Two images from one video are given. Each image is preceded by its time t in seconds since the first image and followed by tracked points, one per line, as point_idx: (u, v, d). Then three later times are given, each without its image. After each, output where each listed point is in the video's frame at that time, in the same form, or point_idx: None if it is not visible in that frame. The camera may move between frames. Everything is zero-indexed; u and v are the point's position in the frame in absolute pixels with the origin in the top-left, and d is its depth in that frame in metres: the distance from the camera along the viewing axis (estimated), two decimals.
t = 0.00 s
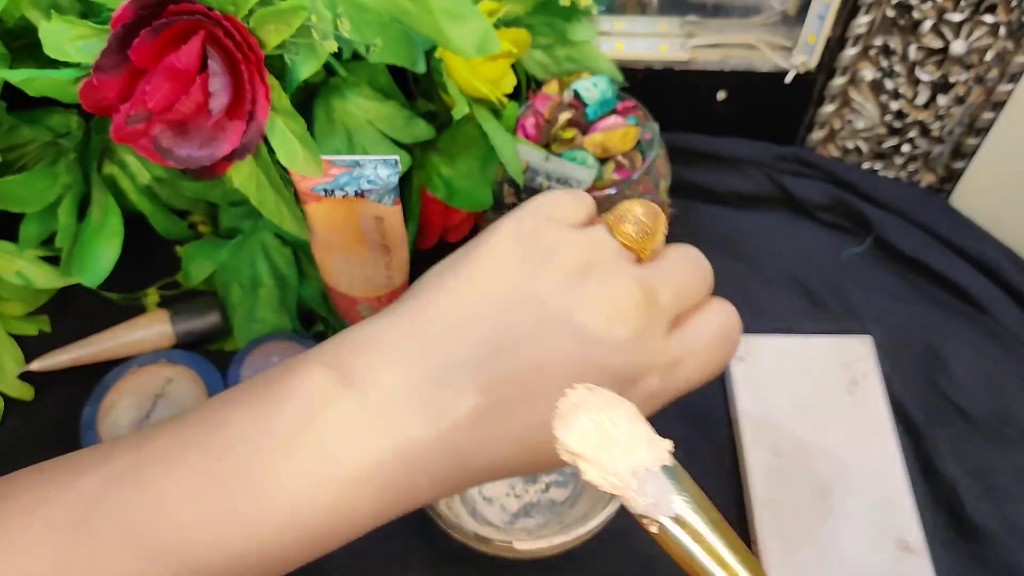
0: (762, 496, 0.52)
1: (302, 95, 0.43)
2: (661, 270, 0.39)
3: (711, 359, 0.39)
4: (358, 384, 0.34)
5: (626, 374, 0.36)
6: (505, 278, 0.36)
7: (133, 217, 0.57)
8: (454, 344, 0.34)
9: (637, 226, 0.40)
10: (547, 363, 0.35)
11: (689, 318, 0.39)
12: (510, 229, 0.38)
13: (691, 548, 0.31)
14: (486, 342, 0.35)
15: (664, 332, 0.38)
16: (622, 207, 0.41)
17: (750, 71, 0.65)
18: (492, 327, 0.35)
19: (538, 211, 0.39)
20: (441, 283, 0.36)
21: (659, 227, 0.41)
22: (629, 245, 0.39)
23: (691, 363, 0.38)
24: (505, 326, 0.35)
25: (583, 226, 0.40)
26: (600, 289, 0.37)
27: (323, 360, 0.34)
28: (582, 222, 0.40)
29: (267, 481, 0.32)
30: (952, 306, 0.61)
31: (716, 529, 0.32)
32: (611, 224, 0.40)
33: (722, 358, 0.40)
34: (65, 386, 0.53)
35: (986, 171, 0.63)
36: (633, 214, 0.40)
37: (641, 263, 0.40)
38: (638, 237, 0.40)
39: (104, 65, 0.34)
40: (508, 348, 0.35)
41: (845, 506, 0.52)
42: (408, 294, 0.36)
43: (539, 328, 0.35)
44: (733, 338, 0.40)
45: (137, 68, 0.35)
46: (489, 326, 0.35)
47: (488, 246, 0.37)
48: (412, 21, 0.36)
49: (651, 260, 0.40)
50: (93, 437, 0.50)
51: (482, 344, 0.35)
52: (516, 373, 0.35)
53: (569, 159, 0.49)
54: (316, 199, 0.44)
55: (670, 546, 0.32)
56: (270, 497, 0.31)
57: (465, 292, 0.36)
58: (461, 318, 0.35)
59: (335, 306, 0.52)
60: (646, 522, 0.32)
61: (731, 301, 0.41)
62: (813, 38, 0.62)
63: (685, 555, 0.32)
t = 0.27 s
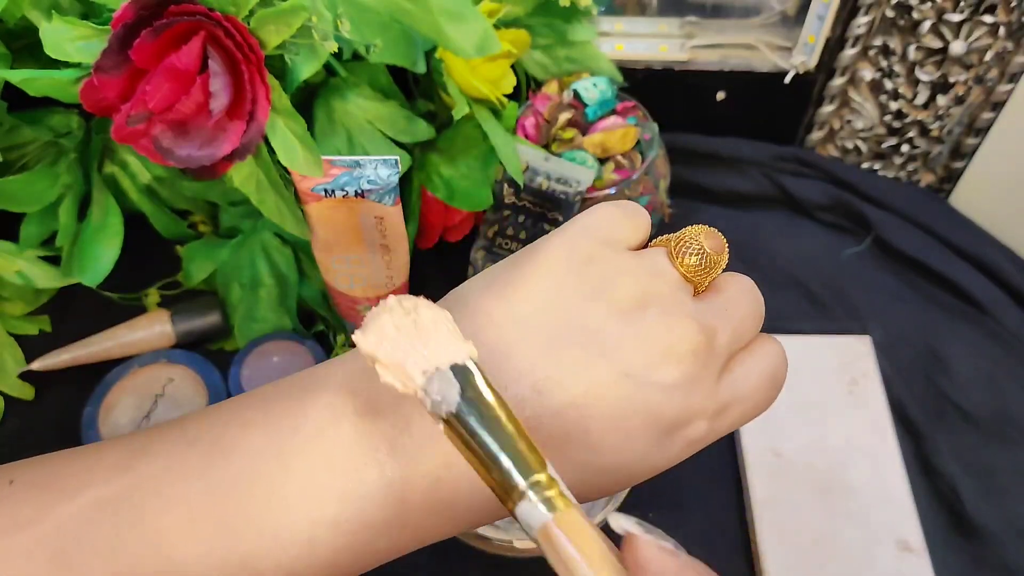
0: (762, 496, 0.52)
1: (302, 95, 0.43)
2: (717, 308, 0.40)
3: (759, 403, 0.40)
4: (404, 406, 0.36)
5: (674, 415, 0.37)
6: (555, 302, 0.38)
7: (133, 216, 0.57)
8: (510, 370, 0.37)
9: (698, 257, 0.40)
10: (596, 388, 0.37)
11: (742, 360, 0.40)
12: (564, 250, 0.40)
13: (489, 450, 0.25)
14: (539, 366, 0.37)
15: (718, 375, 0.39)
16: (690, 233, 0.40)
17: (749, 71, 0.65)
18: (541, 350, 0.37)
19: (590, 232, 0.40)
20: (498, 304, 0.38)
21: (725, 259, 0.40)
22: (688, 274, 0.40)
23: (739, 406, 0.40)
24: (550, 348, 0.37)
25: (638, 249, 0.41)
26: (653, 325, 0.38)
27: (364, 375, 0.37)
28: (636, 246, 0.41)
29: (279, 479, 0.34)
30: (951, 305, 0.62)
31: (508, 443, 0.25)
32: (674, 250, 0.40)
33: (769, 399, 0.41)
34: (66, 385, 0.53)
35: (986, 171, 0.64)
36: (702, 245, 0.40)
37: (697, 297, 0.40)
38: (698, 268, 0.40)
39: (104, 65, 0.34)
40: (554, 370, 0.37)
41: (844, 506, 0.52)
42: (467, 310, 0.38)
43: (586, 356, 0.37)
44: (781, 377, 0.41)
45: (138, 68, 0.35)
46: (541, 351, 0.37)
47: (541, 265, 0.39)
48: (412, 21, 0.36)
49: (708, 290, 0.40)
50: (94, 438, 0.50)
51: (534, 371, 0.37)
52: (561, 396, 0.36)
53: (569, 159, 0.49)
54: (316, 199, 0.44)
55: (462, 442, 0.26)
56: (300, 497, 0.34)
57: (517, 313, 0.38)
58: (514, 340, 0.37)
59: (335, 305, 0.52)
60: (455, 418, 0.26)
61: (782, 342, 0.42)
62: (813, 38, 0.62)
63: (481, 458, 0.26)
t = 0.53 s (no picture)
0: (762, 496, 0.52)
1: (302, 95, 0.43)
2: (714, 288, 0.40)
3: (752, 385, 0.40)
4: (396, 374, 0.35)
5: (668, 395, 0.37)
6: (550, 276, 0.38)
7: (133, 217, 0.57)
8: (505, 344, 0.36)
9: (692, 232, 0.40)
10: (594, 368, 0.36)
11: (735, 340, 0.40)
12: (561, 224, 0.40)
13: (494, 455, 0.30)
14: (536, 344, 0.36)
15: (712, 355, 0.39)
16: (687, 209, 0.41)
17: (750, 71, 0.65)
18: (537, 325, 0.37)
19: (587, 207, 0.40)
20: (492, 275, 0.38)
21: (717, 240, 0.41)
22: (682, 247, 0.40)
23: (733, 387, 0.40)
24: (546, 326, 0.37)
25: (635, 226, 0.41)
26: (648, 301, 0.38)
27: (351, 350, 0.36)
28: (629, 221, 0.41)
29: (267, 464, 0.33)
30: (952, 305, 0.61)
31: (506, 456, 0.30)
32: (669, 224, 0.41)
33: (761, 383, 0.41)
34: (67, 385, 0.54)
35: (986, 171, 0.63)
36: (698, 220, 0.40)
37: (692, 275, 0.40)
38: (692, 244, 0.40)
39: (104, 65, 0.34)
40: (552, 347, 0.36)
41: (844, 506, 0.52)
42: (460, 281, 0.38)
43: (582, 334, 0.37)
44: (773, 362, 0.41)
45: (137, 68, 0.35)
46: (538, 328, 0.37)
47: (538, 239, 0.39)
48: (411, 21, 0.36)
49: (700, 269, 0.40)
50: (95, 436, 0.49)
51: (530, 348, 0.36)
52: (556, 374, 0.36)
53: (569, 159, 0.49)
54: (316, 199, 0.44)
55: (480, 454, 0.31)
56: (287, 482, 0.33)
57: (512, 287, 0.37)
58: (508, 312, 0.37)
59: (335, 306, 0.52)
60: (473, 431, 0.31)
61: (775, 326, 0.42)
62: (813, 38, 0.62)
63: (490, 465, 0.30)
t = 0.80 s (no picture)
0: (762, 496, 0.52)
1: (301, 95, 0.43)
2: (681, 263, 0.39)
3: (724, 361, 0.40)
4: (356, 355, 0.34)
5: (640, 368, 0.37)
6: (518, 251, 0.37)
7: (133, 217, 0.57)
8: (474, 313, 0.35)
9: (659, 210, 0.40)
10: (567, 342, 0.36)
11: (705, 317, 0.40)
12: (528, 200, 0.39)
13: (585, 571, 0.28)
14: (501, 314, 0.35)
15: (683, 329, 0.38)
16: (651, 188, 0.40)
17: (750, 71, 0.65)
18: (505, 295, 0.36)
19: (555, 184, 0.40)
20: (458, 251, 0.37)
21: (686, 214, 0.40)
22: (651, 227, 0.40)
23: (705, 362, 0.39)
24: (517, 297, 0.36)
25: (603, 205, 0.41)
26: (616, 274, 0.37)
27: (314, 327, 0.35)
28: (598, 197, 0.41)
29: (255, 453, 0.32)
30: (952, 306, 0.61)
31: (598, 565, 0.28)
32: (636, 205, 0.40)
33: (732, 360, 0.41)
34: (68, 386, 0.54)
35: (986, 171, 0.63)
36: (663, 197, 0.40)
37: (662, 251, 0.40)
38: (660, 221, 0.40)
39: (104, 65, 0.34)
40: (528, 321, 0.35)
41: (844, 505, 0.52)
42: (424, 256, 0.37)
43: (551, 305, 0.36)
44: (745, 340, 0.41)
45: (137, 68, 0.35)
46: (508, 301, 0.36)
47: (504, 214, 0.38)
48: (411, 21, 0.36)
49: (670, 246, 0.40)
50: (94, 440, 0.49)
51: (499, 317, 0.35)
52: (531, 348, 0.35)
53: (568, 160, 0.49)
54: (316, 199, 0.44)
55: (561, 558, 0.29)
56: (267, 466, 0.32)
57: (478, 260, 0.37)
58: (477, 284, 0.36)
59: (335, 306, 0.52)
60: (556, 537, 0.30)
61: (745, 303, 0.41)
62: (813, 38, 0.62)
63: None
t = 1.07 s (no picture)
0: (762, 495, 0.52)
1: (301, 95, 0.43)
2: (715, 278, 0.39)
3: (756, 380, 0.39)
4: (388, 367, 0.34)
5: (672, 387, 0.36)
6: (549, 264, 0.38)
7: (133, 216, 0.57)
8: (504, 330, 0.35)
9: (692, 224, 0.39)
10: (596, 355, 0.35)
11: (741, 333, 0.39)
12: (560, 213, 0.39)
13: (482, 411, 0.26)
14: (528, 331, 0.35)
15: (717, 345, 0.37)
16: (685, 202, 0.40)
17: (749, 71, 0.65)
18: (532, 311, 0.36)
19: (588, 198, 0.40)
20: (490, 266, 0.37)
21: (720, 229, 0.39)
22: (684, 241, 0.39)
23: (737, 380, 0.38)
24: (536, 309, 0.36)
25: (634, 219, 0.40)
26: (649, 290, 0.37)
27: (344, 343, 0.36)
28: (630, 213, 0.41)
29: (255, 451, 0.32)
30: (952, 306, 0.61)
31: (494, 409, 0.26)
32: (669, 219, 0.40)
33: (766, 378, 0.40)
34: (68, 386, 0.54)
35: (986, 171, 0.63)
36: (697, 212, 0.39)
37: (695, 267, 0.39)
38: (692, 236, 0.39)
39: (104, 65, 0.34)
40: (553, 333, 0.35)
41: (845, 506, 0.52)
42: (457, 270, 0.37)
43: (579, 321, 0.36)
44: (778, 358, 0.40)
45: (137, 68, 0.35)
46: (536, 314, 0.36)
47: (535, 230, 0.39)
48: (412, 21, 0.36)
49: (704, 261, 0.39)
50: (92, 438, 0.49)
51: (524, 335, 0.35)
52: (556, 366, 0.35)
53: (568, 159, 0.49)
54: (316, 199, 0.44)
55: (453, 397, 0.27)
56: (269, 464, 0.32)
57: (505, 276, 0.37)
58: (509, 301, 0.36)
59: (336, 306, 0.52)
60: (448, 381, 0.27)
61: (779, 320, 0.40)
62: (813, 38, 0.62)
63: (474, 419, 0.26)
